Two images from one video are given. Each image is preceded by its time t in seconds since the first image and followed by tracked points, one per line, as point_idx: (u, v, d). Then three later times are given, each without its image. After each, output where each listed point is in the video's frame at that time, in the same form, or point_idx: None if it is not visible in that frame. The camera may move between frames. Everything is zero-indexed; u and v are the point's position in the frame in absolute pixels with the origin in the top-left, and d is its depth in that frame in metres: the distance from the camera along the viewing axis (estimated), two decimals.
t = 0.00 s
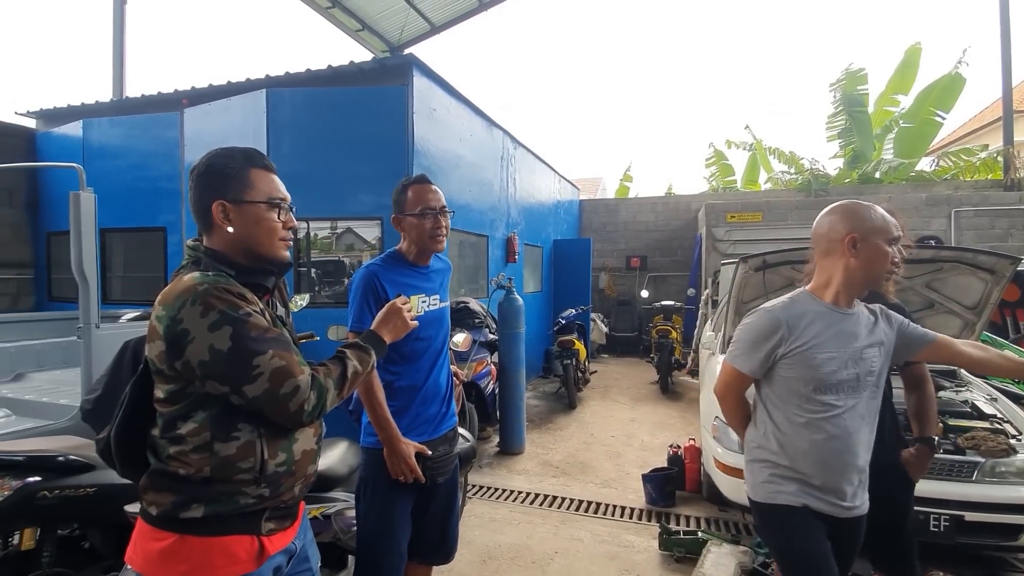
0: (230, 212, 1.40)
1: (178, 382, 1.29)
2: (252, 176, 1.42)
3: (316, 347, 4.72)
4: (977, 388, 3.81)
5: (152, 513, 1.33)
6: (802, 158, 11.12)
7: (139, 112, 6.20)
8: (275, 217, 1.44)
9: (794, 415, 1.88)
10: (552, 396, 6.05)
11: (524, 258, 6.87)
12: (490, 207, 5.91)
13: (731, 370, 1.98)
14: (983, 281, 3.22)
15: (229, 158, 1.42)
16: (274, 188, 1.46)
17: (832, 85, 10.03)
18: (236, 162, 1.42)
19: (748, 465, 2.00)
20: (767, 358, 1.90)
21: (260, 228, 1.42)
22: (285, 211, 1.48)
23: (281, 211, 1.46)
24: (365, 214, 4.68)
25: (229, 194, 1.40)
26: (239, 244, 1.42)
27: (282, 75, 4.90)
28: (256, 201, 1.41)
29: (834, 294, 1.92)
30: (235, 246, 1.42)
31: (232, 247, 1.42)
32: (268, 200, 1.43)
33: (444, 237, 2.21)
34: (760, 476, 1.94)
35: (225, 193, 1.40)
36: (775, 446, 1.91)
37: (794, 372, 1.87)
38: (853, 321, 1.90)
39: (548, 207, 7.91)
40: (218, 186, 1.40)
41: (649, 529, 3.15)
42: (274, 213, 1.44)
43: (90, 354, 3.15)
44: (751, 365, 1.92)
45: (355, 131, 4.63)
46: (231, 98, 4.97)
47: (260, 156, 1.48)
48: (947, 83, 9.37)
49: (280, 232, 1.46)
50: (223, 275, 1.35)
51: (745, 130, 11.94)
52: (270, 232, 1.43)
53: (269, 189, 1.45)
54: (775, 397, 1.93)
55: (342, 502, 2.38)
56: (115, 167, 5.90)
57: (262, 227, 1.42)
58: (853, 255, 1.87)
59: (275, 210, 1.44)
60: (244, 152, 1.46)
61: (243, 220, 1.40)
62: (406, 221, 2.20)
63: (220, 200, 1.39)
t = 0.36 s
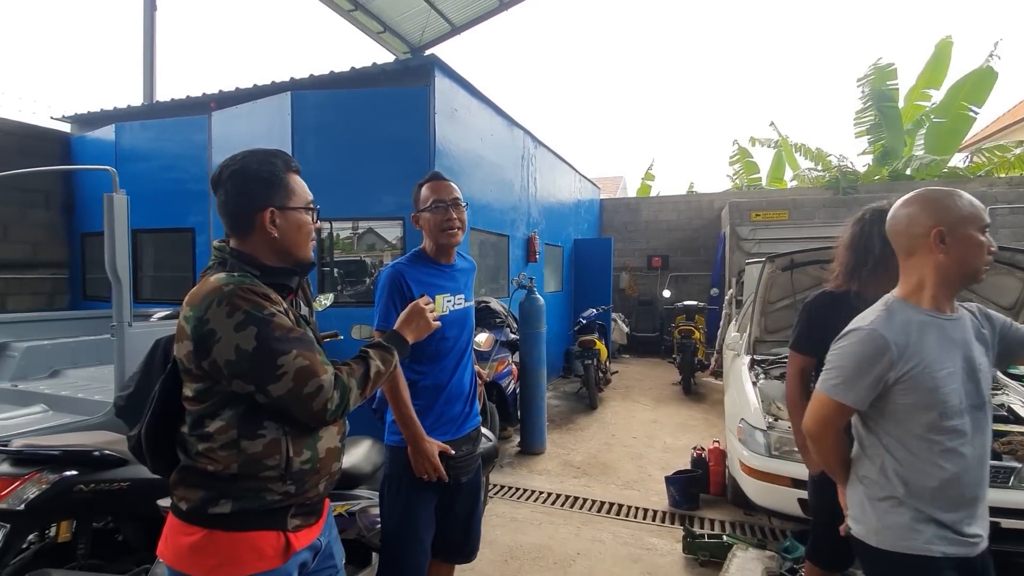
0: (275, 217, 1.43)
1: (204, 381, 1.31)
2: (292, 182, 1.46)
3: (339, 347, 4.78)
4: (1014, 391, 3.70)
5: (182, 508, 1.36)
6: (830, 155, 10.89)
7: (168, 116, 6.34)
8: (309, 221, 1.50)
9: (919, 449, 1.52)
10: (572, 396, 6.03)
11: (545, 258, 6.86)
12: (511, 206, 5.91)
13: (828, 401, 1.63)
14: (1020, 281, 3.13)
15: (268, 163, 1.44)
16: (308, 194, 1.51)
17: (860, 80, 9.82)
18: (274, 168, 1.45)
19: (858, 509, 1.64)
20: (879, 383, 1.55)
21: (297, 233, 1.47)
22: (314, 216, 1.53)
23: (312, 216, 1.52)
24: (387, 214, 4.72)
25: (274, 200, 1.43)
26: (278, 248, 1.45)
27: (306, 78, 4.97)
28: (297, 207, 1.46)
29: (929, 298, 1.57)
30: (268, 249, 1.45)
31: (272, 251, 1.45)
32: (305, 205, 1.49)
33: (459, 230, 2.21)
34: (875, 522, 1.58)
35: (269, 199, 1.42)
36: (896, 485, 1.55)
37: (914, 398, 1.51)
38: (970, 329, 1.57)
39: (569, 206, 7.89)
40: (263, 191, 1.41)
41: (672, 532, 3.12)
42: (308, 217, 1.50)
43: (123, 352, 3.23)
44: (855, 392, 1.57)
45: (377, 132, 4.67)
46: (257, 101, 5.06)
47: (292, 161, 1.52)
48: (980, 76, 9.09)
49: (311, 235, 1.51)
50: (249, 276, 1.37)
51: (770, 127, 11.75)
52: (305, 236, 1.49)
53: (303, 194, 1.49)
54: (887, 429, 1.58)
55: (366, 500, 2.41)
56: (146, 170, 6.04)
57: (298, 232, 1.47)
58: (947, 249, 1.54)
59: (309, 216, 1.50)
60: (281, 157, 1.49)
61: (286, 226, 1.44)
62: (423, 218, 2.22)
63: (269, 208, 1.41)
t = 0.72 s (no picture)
0: (315, 219, 1.43)
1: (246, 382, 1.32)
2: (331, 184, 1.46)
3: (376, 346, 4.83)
4: None
5: (224, 507, 1.37)
6: (880, 150, 10.46)
7: (214, 121, 6.54)
8: (347, 223, 1.51)
9: None
10: (609, 398, 5.95)
11: (580, 257, 6.79)
12: (546, 206, 5.86)
13: (977, 416, 1.45)
14: None
15: (307, 166, 1.45)
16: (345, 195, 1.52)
17: (913, 71, 9.38)
18: (313, 170, 1.45)
19: (1001, 535, 1.46)
20: None
21: (337, 234, 1.47)
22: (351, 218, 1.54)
23: (350, 217, 1.52)
24: (423, 214, 4.74)
25: (315, 202, 1.43)
26: (317, 250, 1.46)
27: (345, 82, 5.04)
28: (336, 209, 1.47)
29: None
30: (305, 249, 1.45)
31: (311, 252, 1.46)
32: (344, 207, 1.49)
33: (496, 228, 2.19)
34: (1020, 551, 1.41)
35: (311, 201, 1.43)
36: None
37: None
38: None
39: (604, 206, 7.80)
40: (304, 193, 1.42)
41: (714, 541, 3.03)
42: (346, 219, 1.50)
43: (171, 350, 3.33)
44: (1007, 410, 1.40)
45: (414, 134, 4.70)
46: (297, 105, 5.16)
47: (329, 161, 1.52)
48: None
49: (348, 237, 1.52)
50: (287, 278, 1.38)
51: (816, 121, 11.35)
52: (343, 237, 1.49)
53: (341, 195, 1.49)
54: None
55: (403, 501, 2.41)
56: (193, 174, 6.25)
57: (337, 234, 1.47)
58: None
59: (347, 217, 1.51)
60: (320, 158, 1.50)
61: (324, 227, 1.44)
62: (459, 215, 2.21)
63: (309, 209, 1.42)
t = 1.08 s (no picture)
0: (322, 222, 1.41)
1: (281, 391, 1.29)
2: (345, 185, 1.42)
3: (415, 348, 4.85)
4: None
5: (261, 517, 1.36)
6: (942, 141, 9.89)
7: (260, 127, 6.70)
8: (367, 227, 1.43)
9: None
10: (650, 402, 5.80)
11: (620, 258, 6.66)
12: (586, 206, 5.76)
13: None
14: None
15: (321, 169, 1.42)
16: (369, 197, 1.45)
17: (979, 58, 8.84)
18: (325, 172, 1.42)
19: None
20: None
21: (350, 237, 1.42)
22: (377, 220, 1.46)
23: (372, 220, 1.44)
24: (462, 216, 4.71)
25: (322, 205, 1.41)
26: (336, 253, 1.42)
27: (385, 85, 5.07)
28: (348, 211, 1.41)
29: None
30: (331, 252, 1.42)
31: (330, 257, 1.43)
32: (360, 209, 1.42)
33: (535, 232, 2.15)
34: None
35: (319, 204, 1.41)
36: None
37: None
38: None
39: (646, 204, 7.64)
40: (311, 196, 1.41)
41: (763, 557, 2.89)
42: (365, 222, 1.42)
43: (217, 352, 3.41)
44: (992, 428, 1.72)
45: (452, 135, 4.68)
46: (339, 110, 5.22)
47: (358, 165, 1.48)
48: None
49: (371, 241, 1.44)
50: (322, 285, 1.35)
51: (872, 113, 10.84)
52: (361, 241, 1.42)
53: (361, 198, 1.43)
54: None
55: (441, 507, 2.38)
56: (240, 179, 6.42)
57: (352, 237, 1.42)
58: None
59: (368, 220, 1.43)
60: (340, 160, 1.46)
61: (341, 227, 1.41)
62: (497, 218, 2.16)
63: (313, 211, 1.41)
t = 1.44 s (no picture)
0: (323, 233, 1.38)
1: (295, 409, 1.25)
2: (337, 192, 1.35)
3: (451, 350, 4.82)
4: None
5: (278, 536, 1.32)
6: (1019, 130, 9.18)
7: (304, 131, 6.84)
8: (368, 233, 1.36)
9: None
10: (694, 407, 5.59)
11: (663, 258, 6.46)
12: (626, 205, 5.61)
13: None
14: None
15: (312, 177, 1.37)
16: (365, 199, 1.37)
17: None
18: (318, 180, 1.36)
19: None
20: None
21: (353, 246, 1.37)
22: (379, 223, 1.38)
23: (372, 225, 1.37)
24: (499, 216, 4.64)
25: (319, 216, 1.37)
26: (344, 263, 1.39)
27: (422, 86, 5.07)
28: (345, 220, 1.35)
29: None
30: (342, 262, 1.39)
31: (340, 267, 1.40)
32: (356, 216, 1.35)
33: (568, 235, 2.06)
34: None
35: (317, 214, 1.38)
36: None
37: None
38: None
39: (691, 202, 7.38)
40: (307, 208, 1.37)
41: None
42: (365, 229, 1.36)
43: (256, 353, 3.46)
44: None
45: (489, 135, 4.62)
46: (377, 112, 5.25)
47: (353, 163, 1.40)
48: None
49: (375, 247, 1.38)
50: (337, 296, 1.30)
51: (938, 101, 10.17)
52: (364, 249, 1.37)
53: (356, 202, 1.36)
54: None
55: (469, 518, 2.33)
56: (285, 183, 6.56)
57: (354, 246, 1.37)
58: None
59: (368, 225, 1.36)
60: (332, 162, 1.39)
61: (342, 238, 1.37)
62: (530, 219, 2.09)
63: (311, 224, 1.38)
